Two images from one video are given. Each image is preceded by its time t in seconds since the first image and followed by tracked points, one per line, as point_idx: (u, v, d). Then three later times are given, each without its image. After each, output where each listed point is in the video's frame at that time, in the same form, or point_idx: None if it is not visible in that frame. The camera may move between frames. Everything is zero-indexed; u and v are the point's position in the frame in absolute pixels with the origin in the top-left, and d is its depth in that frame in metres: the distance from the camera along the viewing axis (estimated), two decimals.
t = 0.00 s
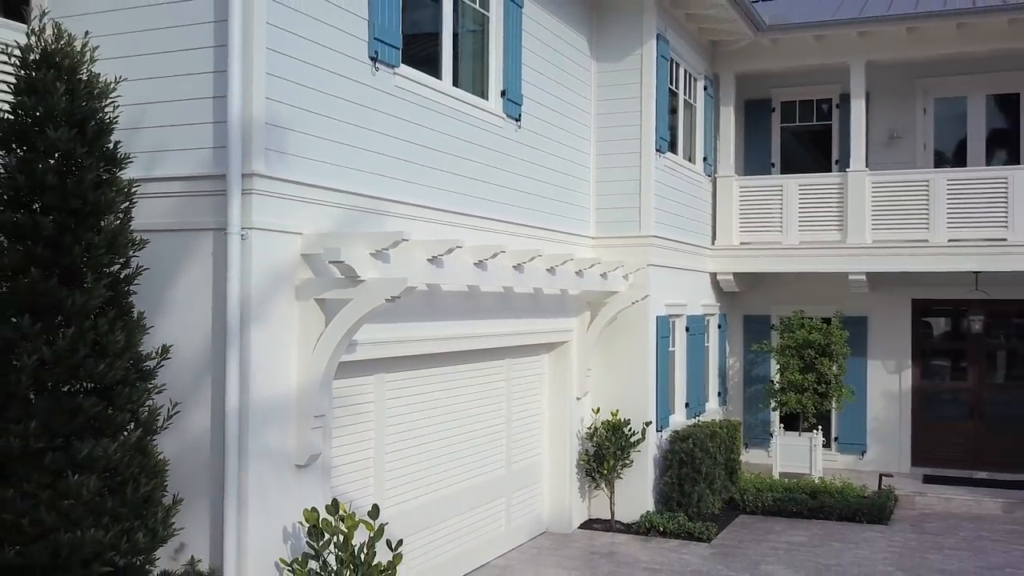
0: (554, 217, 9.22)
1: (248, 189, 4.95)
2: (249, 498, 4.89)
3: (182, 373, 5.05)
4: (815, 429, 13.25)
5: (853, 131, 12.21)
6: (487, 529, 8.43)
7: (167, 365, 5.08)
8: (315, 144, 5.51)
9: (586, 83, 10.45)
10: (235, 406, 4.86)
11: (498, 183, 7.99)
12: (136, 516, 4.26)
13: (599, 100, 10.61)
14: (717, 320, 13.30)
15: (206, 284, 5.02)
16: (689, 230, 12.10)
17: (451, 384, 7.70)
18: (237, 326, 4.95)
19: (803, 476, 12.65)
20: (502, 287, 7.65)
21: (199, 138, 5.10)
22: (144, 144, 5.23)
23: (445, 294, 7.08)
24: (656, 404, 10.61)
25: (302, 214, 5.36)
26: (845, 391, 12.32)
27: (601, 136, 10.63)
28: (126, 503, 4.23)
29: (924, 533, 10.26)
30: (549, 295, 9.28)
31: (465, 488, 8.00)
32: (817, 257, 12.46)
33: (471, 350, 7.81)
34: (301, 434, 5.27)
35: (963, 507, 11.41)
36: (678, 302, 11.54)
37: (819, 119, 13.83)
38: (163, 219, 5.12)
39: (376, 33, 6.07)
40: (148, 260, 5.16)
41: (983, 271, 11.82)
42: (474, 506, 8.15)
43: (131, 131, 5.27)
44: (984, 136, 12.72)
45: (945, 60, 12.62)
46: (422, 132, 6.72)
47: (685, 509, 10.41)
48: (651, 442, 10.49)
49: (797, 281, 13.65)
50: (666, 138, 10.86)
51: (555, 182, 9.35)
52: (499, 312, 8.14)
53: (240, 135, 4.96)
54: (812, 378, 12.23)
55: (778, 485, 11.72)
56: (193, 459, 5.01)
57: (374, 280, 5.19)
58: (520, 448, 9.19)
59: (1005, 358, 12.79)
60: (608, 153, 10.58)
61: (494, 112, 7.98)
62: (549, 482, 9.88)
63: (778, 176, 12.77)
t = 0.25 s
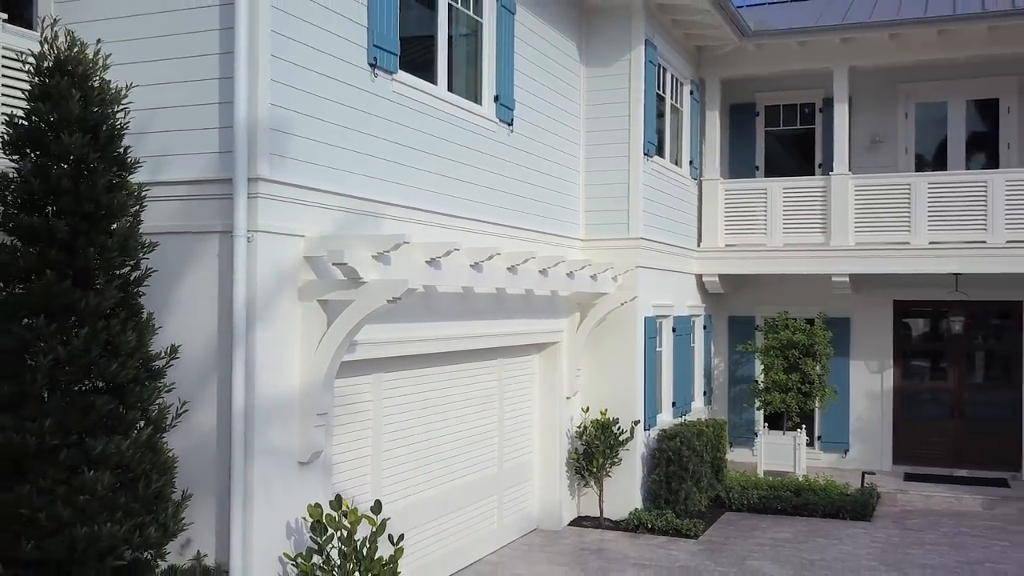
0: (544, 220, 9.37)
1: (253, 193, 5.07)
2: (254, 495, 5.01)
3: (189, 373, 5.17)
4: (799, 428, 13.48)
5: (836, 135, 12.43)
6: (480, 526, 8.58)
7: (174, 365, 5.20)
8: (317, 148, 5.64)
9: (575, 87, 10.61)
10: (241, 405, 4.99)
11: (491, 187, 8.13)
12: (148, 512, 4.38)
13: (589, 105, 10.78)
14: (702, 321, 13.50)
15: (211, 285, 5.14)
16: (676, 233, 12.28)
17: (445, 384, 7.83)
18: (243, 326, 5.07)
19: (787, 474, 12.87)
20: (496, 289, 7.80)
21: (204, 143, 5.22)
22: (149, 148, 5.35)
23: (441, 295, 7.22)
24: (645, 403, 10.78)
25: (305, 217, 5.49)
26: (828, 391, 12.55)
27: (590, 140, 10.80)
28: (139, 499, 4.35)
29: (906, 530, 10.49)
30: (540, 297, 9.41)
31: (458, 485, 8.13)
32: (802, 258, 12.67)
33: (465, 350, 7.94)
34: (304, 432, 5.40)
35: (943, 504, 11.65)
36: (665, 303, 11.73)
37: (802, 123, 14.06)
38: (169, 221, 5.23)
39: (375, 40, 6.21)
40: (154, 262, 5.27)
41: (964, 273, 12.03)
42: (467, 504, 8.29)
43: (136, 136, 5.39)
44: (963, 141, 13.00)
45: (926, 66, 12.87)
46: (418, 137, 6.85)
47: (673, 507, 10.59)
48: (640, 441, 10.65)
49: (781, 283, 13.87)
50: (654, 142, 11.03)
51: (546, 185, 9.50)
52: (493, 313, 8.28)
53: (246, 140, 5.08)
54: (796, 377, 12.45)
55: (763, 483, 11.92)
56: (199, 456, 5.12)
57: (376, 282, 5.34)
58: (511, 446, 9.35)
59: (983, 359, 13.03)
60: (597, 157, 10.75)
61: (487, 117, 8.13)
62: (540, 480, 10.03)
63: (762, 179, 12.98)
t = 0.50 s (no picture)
0: (533, 222, 9.53)
1: (257, 198, 5.19)
2: (258, 492, 5.13)
3: (194, 373, 5.29)
4: (782, 427, 13.71)
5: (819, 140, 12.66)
6: (472, 524, 8.72)
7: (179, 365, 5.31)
8: (318, 153, 5.77)
9: (564, 92, 10.78)
10: (245, 404, 5.11)
11: (483, 190, 8.28)
12: (157, 508, 4.50)
13: (577, 109, 10.95)
14: (687, 322, 13.71)
15: (215, 287, 5.26)
16: (662, 235, 12.47)
17: (438, 385, 7.96)
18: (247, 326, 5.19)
19: (770, 472, 13.08)
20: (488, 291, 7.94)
21: (208, 148, 5.34)
22: (152, 153, 5.47)
23: (436, 297, 7.36)
24: (632, 403, 10.96)
25: (306, 222, 5.62)
26: (810, 390, 12.78)
27: (578, 144, 10.97)
28: (148, 495, 4.46)
29: (887, 526, 10.72)
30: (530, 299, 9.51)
31: (451, 484, 8.27)
32: (784, 261, 12.89)
33: (457, 351, 8.08)
34: (306, 430, 5.53)
35: (923, 502, 11.90)
36: (651, 304, 11.92)
37: (785, 128, 14.29)
38: (173, 225, 5.35)
39: (374, 48, 6.35)
40: (159, 265, 5.38)
41: (944, 275, 12.27)
42: (459, 502, 8.43)
43: (138, 141, 5.50)
44: (942, 146, 13.28)
45: (906, 72, 13.14)
46: (414, 141, 6.99)
47: (660, 505, 10.77)
48: (627, 440, 10.82)
49: (764, 285, 14.09)
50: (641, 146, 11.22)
51: (535, 188, 9.65)
52: (485, 313, 8.42)
53: (250, 146, 5.20)
54: (778, 377, 12.67)
55: (747, 481, 12.13)
56: (205, 455, 5.24)
57: (376, 284, 5.48)
58: (502, 446, 9.49)
59: (960, 360, 13.28)
60: (585, 160, 10.93)
61: (479, 121, 8.27)
62: (529, 478, 10.19)
63: (746, 183, 13.19)
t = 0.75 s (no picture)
0: (522, 225, 9.68)
1: (260, 201, 5.32)
2: (261, 489, 5.25)
3: (197, 373, 5.40)
4: (764, 427, 13.93)
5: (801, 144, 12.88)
6: (463, 521, 8.86)
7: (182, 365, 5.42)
8: (317, 157, 5.89)
9: (552, 96, 10.94)
10: (248, 403, 5.23)
11: (475, 193, 8.43)
12: (165, 504, 4.62)
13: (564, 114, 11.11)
14: (671, 323, 13.90)
15: (218, 288, 5.38)
16: (647, 237, 12.65)
17: (430, 385, 8.10)
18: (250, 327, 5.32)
19: (753, 471, 13.30)
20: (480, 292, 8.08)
21: (211, 152, 5.46)
22: (155, 157, 5.58)
23: (430, 299, 7.50)
24: (618, 402, 11.12)
25: (306, 225, 5.75)
26: (792, 390, 13.00)
27: (566, 147, 11.13)
28: (156, 491, 4.57)
29: (867, 523, 10.95)
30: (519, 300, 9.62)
31: (442, 482, 8.41)
32: (767, 263, 13.10)
33: (449, 351, 8.21)
34: (307, 428, 5.65)
35: (902, 499, 12.15)
36: (637, 305, 12.10)
37: (767, 131, 14.52)
38: (176, 228, 5.46)
39: (371, 54, 6.49)
40: (162, 267, 5.49)
41: (923, 277, 12.51)
42: (450, 500, 8.57)
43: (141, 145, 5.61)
44: (921, 150, 13.54)
45: (886, 78, 13.39)
46: (408, 145, 7.13)
47: (646, 502, 10.95)
48: (614, 439, 10.99)
49: (747, 286, 14.30)
50: (627, 150, 11.39)
51: (524, 191, 9.80)
52: (476, 314, 8.56)
53: (253, 150, 5.32)
54: (761, 377, 12.88)
55: (731, 480, 12.34)
56: (208, 453, 5.36)
57: (375, 285, 5.61)
58: (491, 444, 9.64)
59: (938, 360, 13.54)
60: (572, 164, 11.09)
61: (471, 125, 8.42)
62: (518, 477, 10.34)
63: (730, 186, 13.39)
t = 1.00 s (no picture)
0: (511, 227, 9.83)
1: (262, 206, 5.44)
2: (263, 486, 5.37)
3: (200, 374, 5.53)
4: (747, 426, 14.15)
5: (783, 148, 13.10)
6: (454, 519, 9.01)
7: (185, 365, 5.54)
8: (316, 162, 6.02)
9: (540, 101, 11.10)
10: (250, 402, 5.36)
11: (466, 196, 8.58)
12: (172, 500, 4.75)
13: (552, 118, 11.28)
14: (655, 324, 14.10)
15: (220, 290, 5.50)
16: (632, 239, 12.84)
17: (422, 384, 8.23)
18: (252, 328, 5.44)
19: (736, 470, 13.50)
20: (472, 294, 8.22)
21: (213, 157, 5.58)
22: (158, 161, 5.69)
23: (424, 300, 7.64)
24: (605, 402, 11.29)
25: (305, 228, 5.88)
26: (774, 390, 13.22)
27: (553, 151, 11.30)
28: (163, 488, 4.71)
29: (848, 520, 11.18)
30: (509, 302, 9.77)
31: (434, 481, 8.55)
32: (750, 265, 13.31)
33: (440, 352, 8.34)
34: (306, 427, 5.78)
35: (882, 496, 12.39)
36: (623, 307, 12.28)
37: (750, 135, 14.75)
38: (178, 231, 5.57)
39: (367, 61, 6.62)
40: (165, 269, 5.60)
41: (902, 279, 12.75)
42: (442, 498, 8.71)
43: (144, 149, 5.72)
44: (900, 155, 13.81)
45: (866, 84, 13.65)
46: (403, 150, 7.27)
47: (632, 500, 11.13)
48: (601, 438, 11.15)
49: (731, 288, 14.52)
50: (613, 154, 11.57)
51: (513, 194, 9.95)
52: (468, 315, 8.69)
53: (255, 156, 5.45)
54: (744, 377, 13.10)
55: (715, 478, 12.54)
56: (211, 452, 5.48)
57: (374, 287, 5.75)
58: (481, 444, 9.78)
59: (916, 361, 13.81)
60: (560, 168, 11.26)
61: (462, 130, 8.57)
62: (506, 476, 10.49)
63: (713, 190, 13.59)
